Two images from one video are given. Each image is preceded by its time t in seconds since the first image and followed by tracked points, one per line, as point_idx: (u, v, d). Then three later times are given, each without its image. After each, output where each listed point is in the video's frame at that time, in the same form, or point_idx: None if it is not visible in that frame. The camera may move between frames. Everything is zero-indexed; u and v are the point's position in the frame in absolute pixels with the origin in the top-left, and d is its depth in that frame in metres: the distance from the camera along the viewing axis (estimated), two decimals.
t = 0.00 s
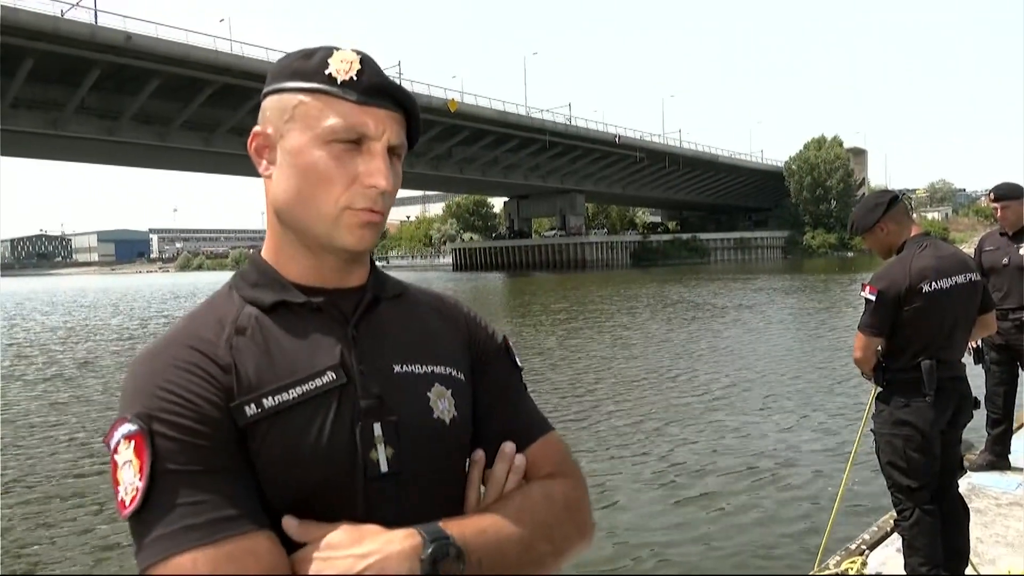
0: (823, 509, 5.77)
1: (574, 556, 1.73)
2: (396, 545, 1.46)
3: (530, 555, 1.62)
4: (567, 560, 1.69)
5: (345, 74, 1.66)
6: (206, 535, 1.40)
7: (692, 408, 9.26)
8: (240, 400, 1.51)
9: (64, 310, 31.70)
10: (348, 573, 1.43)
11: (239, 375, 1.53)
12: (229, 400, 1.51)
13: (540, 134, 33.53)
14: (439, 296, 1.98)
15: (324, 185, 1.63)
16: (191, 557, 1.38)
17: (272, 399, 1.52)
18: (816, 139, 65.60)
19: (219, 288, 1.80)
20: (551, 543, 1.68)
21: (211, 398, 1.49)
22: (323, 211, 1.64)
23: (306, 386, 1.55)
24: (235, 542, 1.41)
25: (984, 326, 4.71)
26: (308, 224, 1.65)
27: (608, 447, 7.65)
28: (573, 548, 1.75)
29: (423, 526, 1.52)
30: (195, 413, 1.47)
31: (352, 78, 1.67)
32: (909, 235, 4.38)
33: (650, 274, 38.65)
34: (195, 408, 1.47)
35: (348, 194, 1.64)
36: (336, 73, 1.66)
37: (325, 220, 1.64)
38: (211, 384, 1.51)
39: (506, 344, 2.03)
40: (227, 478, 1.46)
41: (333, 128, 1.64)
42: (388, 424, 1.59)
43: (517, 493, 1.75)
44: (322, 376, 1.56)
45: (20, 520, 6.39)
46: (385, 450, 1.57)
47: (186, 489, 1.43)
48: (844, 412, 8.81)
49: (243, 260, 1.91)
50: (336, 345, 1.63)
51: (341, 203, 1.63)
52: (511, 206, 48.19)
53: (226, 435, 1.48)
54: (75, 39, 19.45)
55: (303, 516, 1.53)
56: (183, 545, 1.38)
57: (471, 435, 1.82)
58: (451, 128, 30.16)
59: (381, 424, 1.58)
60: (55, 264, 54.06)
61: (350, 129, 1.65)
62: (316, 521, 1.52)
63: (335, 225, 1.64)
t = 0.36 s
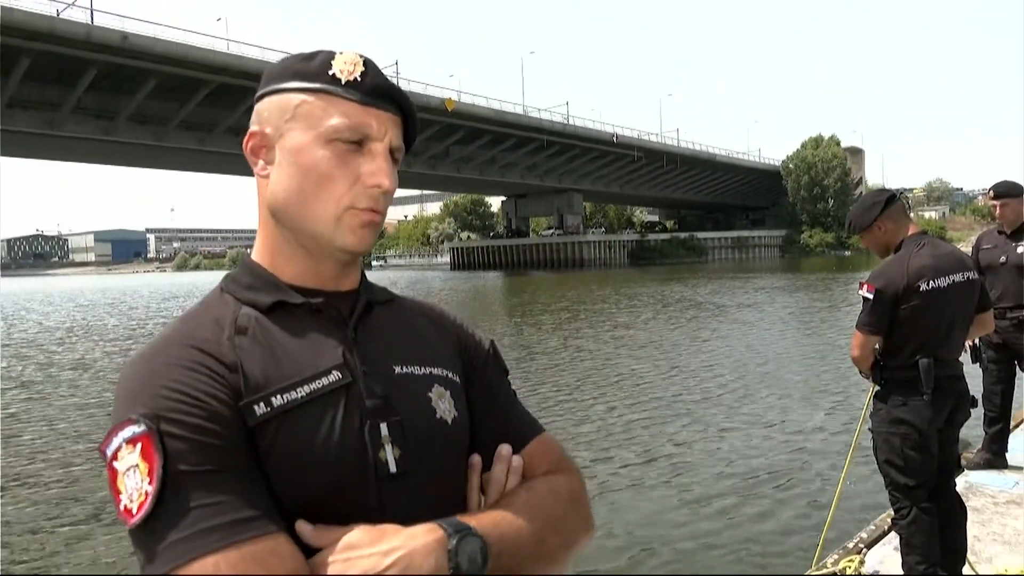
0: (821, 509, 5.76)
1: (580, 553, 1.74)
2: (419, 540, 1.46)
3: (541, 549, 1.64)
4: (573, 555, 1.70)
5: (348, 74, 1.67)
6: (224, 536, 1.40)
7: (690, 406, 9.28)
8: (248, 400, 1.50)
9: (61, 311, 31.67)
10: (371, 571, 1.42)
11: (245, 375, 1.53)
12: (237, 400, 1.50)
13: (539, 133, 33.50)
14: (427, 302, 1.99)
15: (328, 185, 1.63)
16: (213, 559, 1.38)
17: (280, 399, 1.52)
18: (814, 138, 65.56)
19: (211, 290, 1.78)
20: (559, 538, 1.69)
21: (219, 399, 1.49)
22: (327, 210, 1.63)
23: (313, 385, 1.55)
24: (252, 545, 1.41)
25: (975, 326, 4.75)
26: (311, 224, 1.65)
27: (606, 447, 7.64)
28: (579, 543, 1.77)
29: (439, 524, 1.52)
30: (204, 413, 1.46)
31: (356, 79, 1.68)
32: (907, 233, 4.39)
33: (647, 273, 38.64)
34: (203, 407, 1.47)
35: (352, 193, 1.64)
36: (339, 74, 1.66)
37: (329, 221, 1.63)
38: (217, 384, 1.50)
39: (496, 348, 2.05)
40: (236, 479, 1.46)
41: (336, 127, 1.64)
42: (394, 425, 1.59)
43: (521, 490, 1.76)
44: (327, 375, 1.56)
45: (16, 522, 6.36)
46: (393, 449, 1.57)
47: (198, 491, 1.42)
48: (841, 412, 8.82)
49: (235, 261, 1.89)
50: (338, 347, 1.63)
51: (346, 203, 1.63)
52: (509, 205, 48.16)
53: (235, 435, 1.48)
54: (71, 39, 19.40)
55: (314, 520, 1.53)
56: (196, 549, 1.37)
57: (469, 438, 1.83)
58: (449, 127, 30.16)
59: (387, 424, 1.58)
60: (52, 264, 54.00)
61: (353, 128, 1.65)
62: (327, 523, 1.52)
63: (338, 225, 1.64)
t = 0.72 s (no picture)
0: (816, 508, 5.78)
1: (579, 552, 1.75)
2: (417, 541, 1.47)
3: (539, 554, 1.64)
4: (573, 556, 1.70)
5: (344, 70, 1.67)
6: (219, 539, 1.40)
7: (687, 405, 9.30)
8: (246, 401, 1.50)
9: (56, 309, 31.58)
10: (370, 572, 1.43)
11: (243, 377, 1.53)
12: (233, 403, 1.50)
13: (535, 131, 33.51)
14: (427, 300, 1.99)
15: (329, 182, 1.63)
16: (212, 562, 1.38)
17: (278, 400, 1.52)
18: (809, 137, 65.70)
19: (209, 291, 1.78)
20: (560, 539, 1.70)
21: (215, 399, 1.49)
22: (330, 209, 1.63)
23: (311, 386, 1.55)
24: (248, 546, 1.41)
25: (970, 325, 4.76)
26: (311, 224, 1.65)
27: (602, 447, 7.63)
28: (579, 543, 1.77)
29: (437, 525, 1.53)
30: (202, 415, 1.46)
31: (353, 74, 1.68)
32: (903, 232, 4.40)
33: (644, 272, 38.68)
34: (199, 408, 1.47)
35: (352, 189, 1.64)
36: (335, 69, 1.66)
37: (329, 218, 1.63)
38: (214, 386, 1.50)
39: (497, 348, 2.05)
40: (235, 481, 1.46)
41: (336, 124, 1.64)
42: (393, 425, 1.60)
43: (520, 493, 1.77)
44: (326, 376, 1.57)
45: (11, 522, 6.32)
46: (392, 450, 1.58)
47: (197, 494, 1.42)
48: (837, 411, 8.85)
49: (234, 261, 1.89)
50: (338, 348, 1.64)
51: (346, 201, 1.63)
52: (506, 203, 48.16)
53: (233, 436, 1.48)
54: (66, 36, 19.33)
55: (314, 520, 1.53)
56: (193, 550, 1.38)
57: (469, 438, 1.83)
58: (446, 125, 30.12)
59: (386, 425, 1.58)
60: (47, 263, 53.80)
61: (351, 125, 1.65)
62: (326, 524, 1.52)
63: (339, 222, 1.64)
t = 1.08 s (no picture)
0: (817, 509, 5.79)
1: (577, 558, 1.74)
2: (409, 547, 1.48)
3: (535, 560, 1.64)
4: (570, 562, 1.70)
5: (345, 62, 1.66)
6: (215, 541, 1.40)
7: (687, 406, 9.33)
8: (248, 403, 1.51)
9: (57, 309, 31.62)
10: None
11: (246, 377, 1.53)
12: (236, 404, 1.51)
13: (536, 132, 33.51)
14: (437, 297, 1.99)
15: (333, 178, 1.63)
16: (204, 564, 1.39)
17: (280, 402, 1.53)
18: (810, 138, 65.62)
19: (218, 288, 1.79)
20: (558, 546, 1.69)
21: (216, 399, 1.49)
22: (334, 206, 1.64)
23: (314, 389, 1.55)
24: (242, 547, 1.42)
25: (975, 324, 4.75)
26: (315, 221, 1.66)
27: (603, 448, 7.63)
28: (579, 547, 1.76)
29: (434, 532, 1.54)
30: (204, 414, 1.47)
31: (354, 66, 1.67)
32: (906, 231, 4.40)
33: (644, 272, 38.69)
34: (200, 409, 1.47)
35: (356, 183, 1.64)
36: (336, 61, 1.66)
37: (334, 214, 1.64)
38: (217, 385, 1.51)
39: (508, 345, 2.05)
40: (233, 483, 1.46)
41: (340, 118, 1.64)
42: (394, 428, 1.60)
43: (520, 497, 1.77)
44: (330, 379, 1.57)
45: (12, 522, 6.33)
46: (391, 453, 1.58)
47: (197, 494, 1.44)
48: (838, 412, 8.85)
49: (243, 259, 1.91)
50: (342, 348, 1.64)
51: (350, 195, 1.63)
52: (507, 204, 48.16)
53: (233, 437, 1.49)
54: (67, 35, 19.34)
55: (314, 519, 1.53)
56: (188, 553, 1.39)
57: (472, 439, 1.83)
58: (447, 126, 30.14)
59: (387, 427, 1.59)
60: (48, 262, 53.84)
61: (357, 117, 1.65)
62: (325, 525, 1.52)
63: (344, 219, 1.64)
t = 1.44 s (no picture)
0: (818, 511, 5.79)
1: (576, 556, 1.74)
2: (405, 549, 1.47)
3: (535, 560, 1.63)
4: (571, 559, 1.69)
5: (347, 61, 1.67)
6: (216, 538, 1.40)
7: (688, 408, 9.34)
8: (252, 401, 1.51)
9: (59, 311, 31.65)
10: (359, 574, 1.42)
11: (250, 374, 1.54)
12: (239, 401, 1.51)
13: (537, 134, 33.54)
14: (441, 293, 1.99)
15: (337, 175, 1.63)
16: (204, 561, 1.39)
17: (284, 400, 1.53)
18: (811, 140, 65.59)
19: (224, 285, 1.80)
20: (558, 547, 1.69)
21: (221, 396, 1.50)
22: (338, 203, 1.64)
23: (319, 386, 1.55)
24: (244, 546, 1.42)
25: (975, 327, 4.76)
26: (320, 217, 1.66)
27: (603, 450, 7.63)
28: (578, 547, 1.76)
29: (432, 532, 1.53)
30: (208, 410, 1.47)
31: (355, 64, 1.68)
32: (907, 234, 4.41)
33: (645, 275, 38.67)
34: (204, 407, 1.48)
35: (360, 181, 1.64)
36: (338, 60, 1.67)
37: (339, 212, 1.64)
38: (221, 382, 1.51)
39: (512, 343, 2.05)
40: (236, 481, 1.47)
41: (344, 116, 1.65)
42: (397, 426, 1.60)
43: (520, 496, 1.76)
44: (333, 376, 1.57)
45: (14, 524, 6.34)
46: (391, 449, 1.58)
47: (201, 489, 1.44)
48: (839, 414, 8.85)
49: (248, 258, 1.91)
50: (345, 345, 1.64)
51: (355, 192, 1.64)
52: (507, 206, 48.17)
53: (236, 434, 1.49)
54: (69, 38, 19.40)
55: (315, 515, 1.54)
56: (191, 549, 1.39)
57: (473, 436, 1.83)
58: (448, 128, 30.20)
59: (389, 425, 1.59)
60: (50, 265, 53.91)
61: (361, 115, 1.66)
62: (326, 520, 1.53)
63: (350, 216, 1.64)
